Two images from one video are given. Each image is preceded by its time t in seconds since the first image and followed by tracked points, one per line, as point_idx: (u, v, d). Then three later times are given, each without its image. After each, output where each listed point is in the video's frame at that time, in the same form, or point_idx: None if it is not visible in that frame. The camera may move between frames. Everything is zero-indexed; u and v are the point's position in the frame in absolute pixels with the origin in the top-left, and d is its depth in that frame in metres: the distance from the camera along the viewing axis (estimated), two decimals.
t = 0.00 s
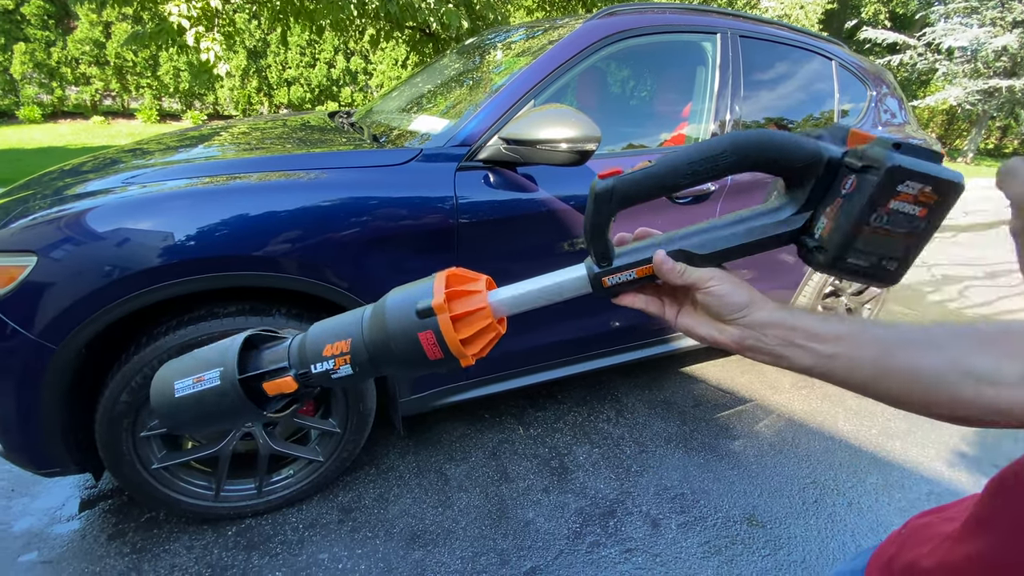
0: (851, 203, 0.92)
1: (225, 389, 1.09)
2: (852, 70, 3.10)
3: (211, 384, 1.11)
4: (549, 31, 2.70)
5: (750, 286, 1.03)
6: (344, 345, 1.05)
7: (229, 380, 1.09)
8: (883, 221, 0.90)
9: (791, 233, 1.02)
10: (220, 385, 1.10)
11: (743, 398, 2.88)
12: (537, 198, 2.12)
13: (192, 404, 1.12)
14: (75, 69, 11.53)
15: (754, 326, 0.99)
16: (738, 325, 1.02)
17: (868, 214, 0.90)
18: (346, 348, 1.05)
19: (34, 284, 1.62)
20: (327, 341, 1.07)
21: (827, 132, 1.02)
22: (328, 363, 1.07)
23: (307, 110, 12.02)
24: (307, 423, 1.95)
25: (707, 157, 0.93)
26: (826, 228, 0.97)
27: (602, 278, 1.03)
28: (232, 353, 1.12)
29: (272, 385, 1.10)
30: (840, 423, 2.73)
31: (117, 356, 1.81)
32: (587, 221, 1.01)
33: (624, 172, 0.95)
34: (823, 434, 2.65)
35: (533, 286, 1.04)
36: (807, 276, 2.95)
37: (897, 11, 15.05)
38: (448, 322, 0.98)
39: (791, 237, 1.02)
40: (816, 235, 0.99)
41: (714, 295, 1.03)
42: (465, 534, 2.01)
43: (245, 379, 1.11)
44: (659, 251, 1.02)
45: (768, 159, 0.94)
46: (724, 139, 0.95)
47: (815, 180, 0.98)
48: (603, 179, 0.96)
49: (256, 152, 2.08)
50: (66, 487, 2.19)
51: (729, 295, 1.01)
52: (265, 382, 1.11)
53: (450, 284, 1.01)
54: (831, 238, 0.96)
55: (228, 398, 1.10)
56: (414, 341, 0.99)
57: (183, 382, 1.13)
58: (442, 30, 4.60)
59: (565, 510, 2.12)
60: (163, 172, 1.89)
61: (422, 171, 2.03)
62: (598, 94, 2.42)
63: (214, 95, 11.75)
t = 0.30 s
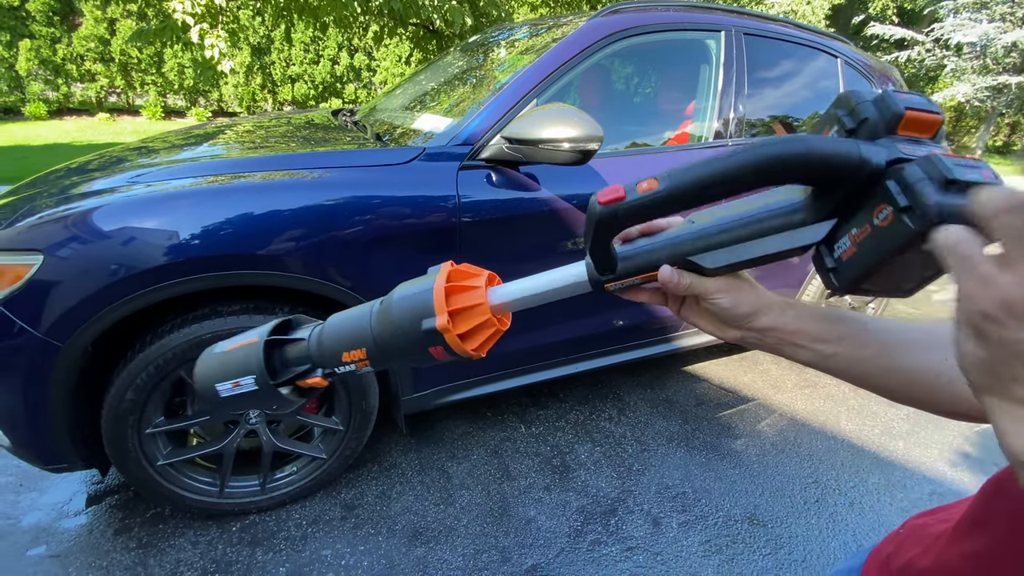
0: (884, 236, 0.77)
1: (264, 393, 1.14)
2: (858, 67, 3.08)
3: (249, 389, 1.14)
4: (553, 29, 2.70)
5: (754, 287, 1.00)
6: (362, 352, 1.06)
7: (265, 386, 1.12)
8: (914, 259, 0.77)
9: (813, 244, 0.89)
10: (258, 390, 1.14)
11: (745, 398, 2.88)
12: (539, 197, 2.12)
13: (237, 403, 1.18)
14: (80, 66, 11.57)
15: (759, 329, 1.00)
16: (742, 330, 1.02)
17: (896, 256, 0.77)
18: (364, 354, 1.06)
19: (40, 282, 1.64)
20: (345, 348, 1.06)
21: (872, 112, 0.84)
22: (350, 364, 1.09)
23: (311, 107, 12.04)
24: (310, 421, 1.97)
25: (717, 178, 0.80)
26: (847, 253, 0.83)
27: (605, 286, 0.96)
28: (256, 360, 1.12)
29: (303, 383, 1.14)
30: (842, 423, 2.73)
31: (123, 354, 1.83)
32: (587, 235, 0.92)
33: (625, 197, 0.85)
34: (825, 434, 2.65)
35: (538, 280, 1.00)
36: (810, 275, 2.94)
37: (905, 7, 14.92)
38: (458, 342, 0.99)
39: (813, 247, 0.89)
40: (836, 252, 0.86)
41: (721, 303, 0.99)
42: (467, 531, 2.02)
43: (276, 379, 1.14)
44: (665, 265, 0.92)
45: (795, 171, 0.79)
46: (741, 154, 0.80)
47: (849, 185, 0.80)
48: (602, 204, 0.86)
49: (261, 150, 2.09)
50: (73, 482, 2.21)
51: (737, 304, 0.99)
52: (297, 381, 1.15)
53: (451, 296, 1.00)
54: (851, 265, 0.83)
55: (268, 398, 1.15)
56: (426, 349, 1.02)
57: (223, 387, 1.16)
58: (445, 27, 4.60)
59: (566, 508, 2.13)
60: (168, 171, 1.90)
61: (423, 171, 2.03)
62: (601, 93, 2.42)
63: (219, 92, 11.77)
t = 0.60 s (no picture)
0: (871, 281, 0.77)
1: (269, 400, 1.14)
2: (861, 68, 3.06)
3: (255, 397, 1.15)
4: (555, 30, 2.69)
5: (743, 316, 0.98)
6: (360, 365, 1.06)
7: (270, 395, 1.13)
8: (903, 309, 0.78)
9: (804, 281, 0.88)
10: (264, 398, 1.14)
11: (746, 401, 2.88)
12: (539, 201, 2.11)
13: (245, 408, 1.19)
14: (84, 63, 11.60)
15: (750, 360, 0.98)
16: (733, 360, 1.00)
17: (884, 303, 0.77)
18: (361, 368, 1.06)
19: (41, 288, 1.64)
20: (343, 361, 1.07)
21: (872, 148, 0.82)
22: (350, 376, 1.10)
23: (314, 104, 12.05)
24: (310, 425, 1.98)
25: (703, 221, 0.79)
26: (838, 293, 0.83)
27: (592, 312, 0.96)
28: (260, 369, 1.12)
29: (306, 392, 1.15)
30: (843, 427, 2.73)
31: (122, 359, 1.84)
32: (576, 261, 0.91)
33: (609, 236, 0.85)
34: (825, 438, 2.64)
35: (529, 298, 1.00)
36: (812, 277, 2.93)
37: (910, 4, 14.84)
38: (450, 362, 0.98)
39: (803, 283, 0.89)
40: (827, 292, 0.86)
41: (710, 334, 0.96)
42: (466, 535, 2.03)
43: (280, 389, 1.15)
44: (653, 296, 0.92)
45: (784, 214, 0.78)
46: (731, 196, 0.78)
47: (844, 227, 0.80)
48: (585, 242, 0.87)
49: (262, 153, 2.09)
50: (73, 485, 2.23)
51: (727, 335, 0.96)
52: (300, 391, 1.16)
53: (445, 316, 1.00)
54: (840, 307, 0.84)
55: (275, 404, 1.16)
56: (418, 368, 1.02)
57: (229, 392, 1.17)
58: (448, 25, 4.60)
59: (565, 512, 2.13)
60: (169, 175, 1.90)
61: (423, 174, 2.03)
62: (603, 95, 2.41)
63: (222, 89, 11.79)
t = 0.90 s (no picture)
0: (859, 284, 0.79)
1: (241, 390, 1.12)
2: (862, 69, 3.05)
3: (227, 386, 1.12)
4: (555, 30, 2.68)
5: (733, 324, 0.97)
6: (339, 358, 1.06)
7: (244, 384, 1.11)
8: (888, 313, 0.79)
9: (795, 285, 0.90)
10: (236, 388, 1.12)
11: (744, 402, 2.88)
12: (536, 204, 2.11)
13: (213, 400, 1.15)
14: (86, 61, 11.62)
15: (737, 366, 0.97)
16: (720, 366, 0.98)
17: (872, 307, 0.79)
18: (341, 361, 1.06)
19: (39, 291, 1.65)
20: (322, 353, 1.07)
21: (860, 159, 0.84)
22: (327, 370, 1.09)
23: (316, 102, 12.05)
24: (306, 428, 1.98)
25: (696, 219, 0.80)
26: (828, 296, 0.85)
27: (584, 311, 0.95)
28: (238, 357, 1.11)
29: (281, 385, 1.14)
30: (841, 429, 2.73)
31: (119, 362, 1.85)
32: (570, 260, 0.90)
33: (607, 228, 0.83)
34: (823, 440, 2.65)
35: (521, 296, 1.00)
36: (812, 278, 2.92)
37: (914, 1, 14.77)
38: (435, 355, 0.98)
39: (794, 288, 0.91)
40: (818, 295, 0.88)
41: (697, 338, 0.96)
42: (462, 537, 2.03)
43: (253, 380, 1.14)
44: (646, 296, 0.91)
45: (773, 216, 0.80)
46: (725, 195, 0.79)
47: (834, 231, 0.81)
48: (583, 233, 0.84)
49: (261, 155, 2.09)
50: (72, 486, 2.24)
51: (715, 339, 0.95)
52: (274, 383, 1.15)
53: (432, 308, 1.00)
54: (830, 310, 0.85)
55: (246, 395, 1.13)
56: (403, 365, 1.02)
57: (200, 381, 1.14)
58: (449, 23, 4.59)
59: (561, 514, 2.14)
60: (168, 178, 1.91)
61: (421, 177, 2.03)
62: (601, 97, 2.41)
63: (224, 87, 11.80)
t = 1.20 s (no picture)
0: (880, 229, 0.82)
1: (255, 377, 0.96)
2: (862, 66, 3.04)
3: (239, 370, 0.96)
4: (555, 28, 2.68)
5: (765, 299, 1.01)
6: (370, 336, 0.93)
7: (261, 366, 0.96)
8: (912, 255, 0.82)
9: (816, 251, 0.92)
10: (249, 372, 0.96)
11: (745, 401, 2.88)
12: (535, 203, 2.11)
13: (219, 389, 0.99)
14: (87, 59, 11.62)
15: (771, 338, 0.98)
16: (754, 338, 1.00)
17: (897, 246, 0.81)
18: (372, 340, 0.92)
19: (40, 290, 1.66)
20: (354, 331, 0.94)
21: (857, 146, 0.92)
22: (354, 353, 0.94)
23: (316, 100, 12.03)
24: (306, 426, 1.99)
25: (729, 177, 0.83)
26: (853, 250, 0.87)
27: (626, 284, 0.94)
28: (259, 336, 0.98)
29: (296, 371, 0.97)
30: (842, 427, 2.73)
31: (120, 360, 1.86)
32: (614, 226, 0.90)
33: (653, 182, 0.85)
34: (824, 438, 2.65)
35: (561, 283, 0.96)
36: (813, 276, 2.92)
37: None
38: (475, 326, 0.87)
39: (814, 254, 0.93)
40: (841, 254, 0.89)
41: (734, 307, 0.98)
42: (461, 535, 2.04)
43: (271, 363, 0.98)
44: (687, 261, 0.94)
45: (793, 177, 0.84)
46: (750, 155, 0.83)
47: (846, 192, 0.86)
48: (633, 188, 0.85)
49: (262, 154, 2.10)
50: (74, 484, 2.25)
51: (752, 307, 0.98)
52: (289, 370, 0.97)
53: (477, 279, 0.91)
54: (856, 265, 0.86)
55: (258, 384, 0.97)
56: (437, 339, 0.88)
57: (208, 365, 0.98)
58: (449, 21, 4.58)
59: (561, 512, 2.14)
60: (169, 177, 1.91)
61: (422, 175, 2.03)
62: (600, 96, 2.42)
63: (224, 85, 11.79)
